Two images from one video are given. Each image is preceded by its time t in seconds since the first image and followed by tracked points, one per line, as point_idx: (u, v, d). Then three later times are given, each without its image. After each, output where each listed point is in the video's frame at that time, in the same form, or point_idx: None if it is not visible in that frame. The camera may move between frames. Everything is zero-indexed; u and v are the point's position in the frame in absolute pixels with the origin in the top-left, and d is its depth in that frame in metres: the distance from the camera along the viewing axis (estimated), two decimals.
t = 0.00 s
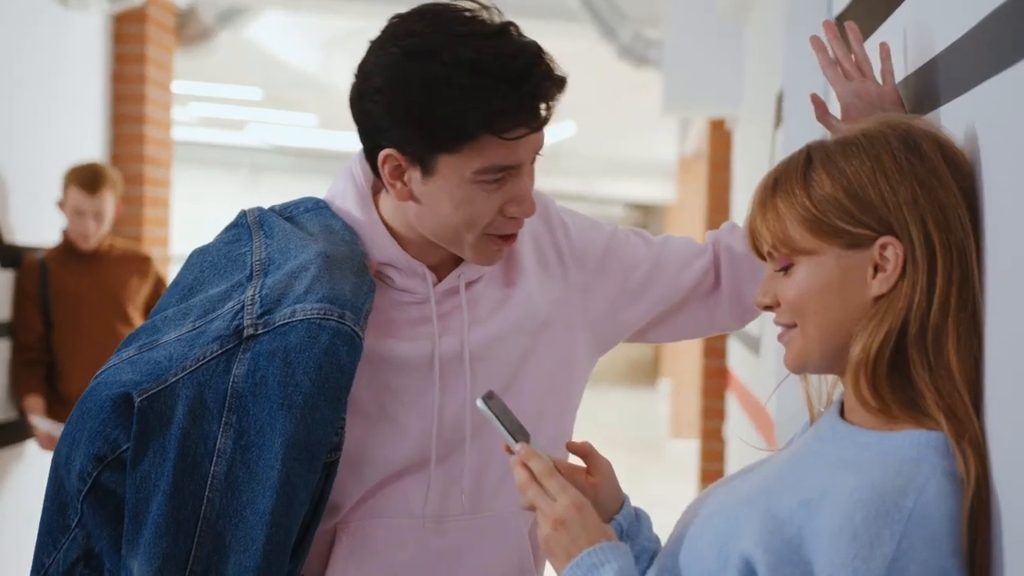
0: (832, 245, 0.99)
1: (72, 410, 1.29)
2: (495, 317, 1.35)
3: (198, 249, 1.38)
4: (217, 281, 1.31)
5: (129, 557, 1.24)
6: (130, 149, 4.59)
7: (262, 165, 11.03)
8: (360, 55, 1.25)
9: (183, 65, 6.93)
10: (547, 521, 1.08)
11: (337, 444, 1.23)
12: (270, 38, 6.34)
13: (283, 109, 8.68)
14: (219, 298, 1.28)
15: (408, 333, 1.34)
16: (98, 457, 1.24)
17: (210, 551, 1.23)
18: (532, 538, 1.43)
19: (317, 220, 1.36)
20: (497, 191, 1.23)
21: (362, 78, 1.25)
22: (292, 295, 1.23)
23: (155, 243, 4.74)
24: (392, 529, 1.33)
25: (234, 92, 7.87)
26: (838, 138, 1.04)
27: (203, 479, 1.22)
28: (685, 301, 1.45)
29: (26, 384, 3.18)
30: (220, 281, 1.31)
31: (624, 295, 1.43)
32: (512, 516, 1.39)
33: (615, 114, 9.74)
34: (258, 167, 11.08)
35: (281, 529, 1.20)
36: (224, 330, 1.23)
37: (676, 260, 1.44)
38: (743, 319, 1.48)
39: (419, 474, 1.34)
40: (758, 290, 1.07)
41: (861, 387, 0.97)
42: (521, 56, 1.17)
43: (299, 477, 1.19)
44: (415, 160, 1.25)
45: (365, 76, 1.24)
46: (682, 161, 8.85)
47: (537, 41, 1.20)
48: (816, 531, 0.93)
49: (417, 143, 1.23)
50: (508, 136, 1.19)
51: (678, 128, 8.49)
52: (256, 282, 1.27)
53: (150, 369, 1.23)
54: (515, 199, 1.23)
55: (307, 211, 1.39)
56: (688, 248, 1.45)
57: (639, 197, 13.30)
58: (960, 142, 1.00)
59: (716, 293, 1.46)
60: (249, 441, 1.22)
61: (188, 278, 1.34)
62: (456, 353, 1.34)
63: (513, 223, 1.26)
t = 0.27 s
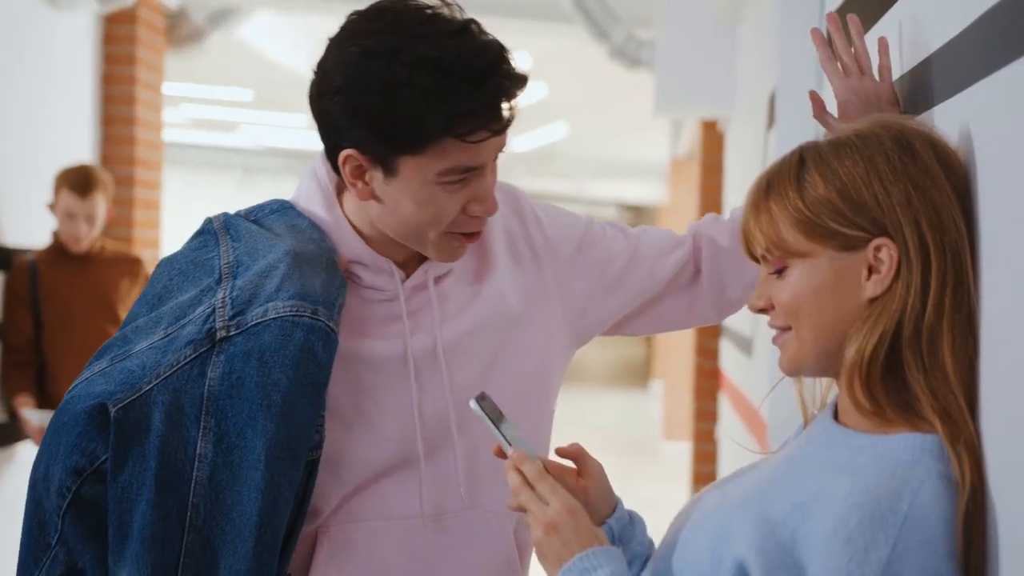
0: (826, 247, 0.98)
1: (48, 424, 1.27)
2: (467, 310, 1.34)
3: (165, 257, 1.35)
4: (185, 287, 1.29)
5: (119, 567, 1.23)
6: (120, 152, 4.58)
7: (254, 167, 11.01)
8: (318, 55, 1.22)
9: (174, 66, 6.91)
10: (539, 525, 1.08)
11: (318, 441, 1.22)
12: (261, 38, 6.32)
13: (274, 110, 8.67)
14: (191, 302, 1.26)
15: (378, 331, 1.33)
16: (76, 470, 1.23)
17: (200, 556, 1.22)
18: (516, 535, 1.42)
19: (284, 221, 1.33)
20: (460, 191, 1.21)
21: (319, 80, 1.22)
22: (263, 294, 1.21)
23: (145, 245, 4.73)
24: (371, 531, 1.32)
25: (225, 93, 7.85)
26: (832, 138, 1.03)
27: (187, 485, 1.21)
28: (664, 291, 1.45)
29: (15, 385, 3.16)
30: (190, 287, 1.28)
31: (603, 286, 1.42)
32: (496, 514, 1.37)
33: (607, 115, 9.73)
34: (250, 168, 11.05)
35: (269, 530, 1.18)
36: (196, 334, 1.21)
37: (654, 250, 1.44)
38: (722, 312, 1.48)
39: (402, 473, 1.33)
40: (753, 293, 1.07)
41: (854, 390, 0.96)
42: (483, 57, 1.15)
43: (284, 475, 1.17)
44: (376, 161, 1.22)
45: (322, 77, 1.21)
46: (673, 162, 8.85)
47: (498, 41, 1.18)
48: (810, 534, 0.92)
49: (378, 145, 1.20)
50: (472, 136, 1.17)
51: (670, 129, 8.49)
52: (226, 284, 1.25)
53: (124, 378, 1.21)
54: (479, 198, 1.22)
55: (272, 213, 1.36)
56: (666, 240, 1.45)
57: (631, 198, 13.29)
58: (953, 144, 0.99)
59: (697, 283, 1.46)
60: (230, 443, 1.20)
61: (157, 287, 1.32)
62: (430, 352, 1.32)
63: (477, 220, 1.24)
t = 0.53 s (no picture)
0: (819, 250, 0.97)
1: (17, 441, 1.24)
2: (435, 306, 1.31)
3: (129, 267, 1.32)
4: (148, 296, 1.26)
5: None
6: (108, 151, 4.63)
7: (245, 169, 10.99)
8: (262, 65, 1.18)
9: (164, 67, 6.90)
10: (531, 529, 1.06)
11: (289, 442, 1.19)
12: (252, 40, 6.30)
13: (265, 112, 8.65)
14: (155, 310, 1.22)
15: (344, 330, 1.29)
16: (47, 484, 1.20)
17: (176, 564, 1.18)
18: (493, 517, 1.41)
19: (245, 225, 1.30)
20: (416, 193, 1.18)
21: (265, 89, 1.18)
22: (227, 297, 1.18)
23: (135, 247, 4.72)
24: (348, 530, 1.28)
25: (216, 95, 7.84)
26: (825, 140, 1.03)
27: (159, 493, 1.17)
28: (641, 271, 1.43)
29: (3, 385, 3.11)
30: (153, 296, 1.25)
31: (578, 266, 1.39)
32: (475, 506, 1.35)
33: (599, 117, 9.72)
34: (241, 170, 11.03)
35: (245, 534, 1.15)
36: (161, 341, 1.18)
37: (625, 228, 1.41)
38: (702, 287, 1.46)
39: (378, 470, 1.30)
40: (747, 297, 1.06)
41: (849, 395, 0.95)
42: (430, 60, 1.12)
43: (257, 478, 1.14)
44: (328, 168, 1.18)
45: (267, 87, 1.17)
46: (665, 165, 8.84)
47: (444, 44, 1.15)
48: (805, 539, 0.91)
49: (328, 153, 1.16)
50: (422, 141, 1.14)
51: (662, 132, 8.49)
52: (189, 290, 1.22)
53: (91, 389, 1.17)
54: (435, 200, 1.19)
55: (233, 217, 1.32)
56: (640, 217, 1.42)
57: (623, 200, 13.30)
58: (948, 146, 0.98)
59: (675, 259, 1.44)
60: (201, 449, 1.16)
61: (121, 298, 1.28)
62: (398, 348, 1.29)
63: (435, 220, 1.21)
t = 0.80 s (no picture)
0: (815, 260, 0.96)
1: None
2: (410, 311, 1.30)
3: (103, 283, 1.32)
4: (121, 311, 1.25)
5: None
6: (100, 159, 4.63)
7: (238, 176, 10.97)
8: (229, 81, 1.19)
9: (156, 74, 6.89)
10: (524, 543, 1.06)
11: (262, 452, 1.19)
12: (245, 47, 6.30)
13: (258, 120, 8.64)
14: (126, 325, 1.22)
15: (318, 339, 1.28)
16: (18, 500, 1.18)
17: None
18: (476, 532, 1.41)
19: (217, 236, 1.30)
20: (390, 199, 1.17)
21: (233, 104, 1.19)
22: (196, 308, 1.18)
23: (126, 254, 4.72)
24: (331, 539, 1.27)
25: (209, 103, 7.83)
26: (820, 150, 1.02)
27: (128, 508, 1.16)
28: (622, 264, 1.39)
29: None
30: (124, 311, 1.25)
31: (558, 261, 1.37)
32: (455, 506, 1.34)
33: (592, 125, 9.73)
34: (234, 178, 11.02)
35: (215, 546, 1.14)
36: (131, 354, 1.17)
37: (603, 223, 1.38)
38: (688, 276, 1.42)
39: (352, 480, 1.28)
40: (742, 308, 1.05)
41: (845, 405, 0.94)
42: (390, 64, 1.12)
43: (227, 490, 1.14)
44: (302, 181, 1.18)
45: (235, 102, 1.18)
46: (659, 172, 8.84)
47: (405, 45, 1.14)
48: (802, 554, 0.90)
49: (300, 165, 1.16)
50: (392, 146, 1.14)
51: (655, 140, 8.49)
52: (159, 303, 1.22)
53: (60, 404, 1.16)
54: (409, 204, 1.18)
55: (204, 229, 1.33)
56: (618, 210, 1.39)
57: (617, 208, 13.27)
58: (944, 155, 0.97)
59: (656, 250, 1.40)
60: (171, 462, 1.16)
61: (95, 312, 1.29)
62: (370, 354, 1.28)
63: (412, 224, 1.20)
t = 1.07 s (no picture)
0: (814, 266, 0.95)
1: None
2: (401, 315, 1.30)
3: (93, 294, 1.34)
4: (108, 319, 1.27)
5: None
6: (94, 166, 4.61)
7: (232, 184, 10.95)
8: (211, 93, 1.18)
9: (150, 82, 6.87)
10: (521, 553, 1.05)
11: (246, 461, 1.21)
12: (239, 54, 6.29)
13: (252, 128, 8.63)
14: (110, 334, 1.24)
15: (303, 345, 1.29)
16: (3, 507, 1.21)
17: None
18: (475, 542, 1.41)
19: (202, 244, 1.31)
20: (377, 208, 1.18)
21: (216, 118, 1.18)
22: (178, 316, 1.19)
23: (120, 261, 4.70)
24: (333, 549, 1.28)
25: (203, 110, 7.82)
26: (818, 155, 1.01)
27: (109, 514, 1.18)
28: (623, 279, 1.38)
29: None
30: (110, 321, 1.26)
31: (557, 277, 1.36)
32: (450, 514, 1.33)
33: (588, 131, 9.72)
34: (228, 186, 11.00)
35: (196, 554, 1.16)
36: (115, 362, 1.19)
37: (603, 238, 1.37)
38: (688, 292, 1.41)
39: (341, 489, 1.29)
40: (740, 314, 1.04)
41: (846, 413, 0.94)
42: (372, 75, 1.12)
43: (209, 498, 1.15)
44: (289, 194, 1.18)
45: (219, 115, 1.18)
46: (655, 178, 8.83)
47: (387, 55, 1.14)
48: (800, 562, 0.90)
49: (286, 178, 1.16)
50: (378, 159, 1.14)
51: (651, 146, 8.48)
52: (143, 311, 1.23)
53: (45, 413, 1.18)
54: (397, 212, 1.18)
55: (190, 238, 1.34)
56: (618, 226, 1.38)
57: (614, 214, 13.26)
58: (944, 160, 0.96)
59: (657, 266, 1.39)
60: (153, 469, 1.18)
61: (84, 323, 1.30)
62: (356, 360, 1.28)
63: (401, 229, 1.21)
